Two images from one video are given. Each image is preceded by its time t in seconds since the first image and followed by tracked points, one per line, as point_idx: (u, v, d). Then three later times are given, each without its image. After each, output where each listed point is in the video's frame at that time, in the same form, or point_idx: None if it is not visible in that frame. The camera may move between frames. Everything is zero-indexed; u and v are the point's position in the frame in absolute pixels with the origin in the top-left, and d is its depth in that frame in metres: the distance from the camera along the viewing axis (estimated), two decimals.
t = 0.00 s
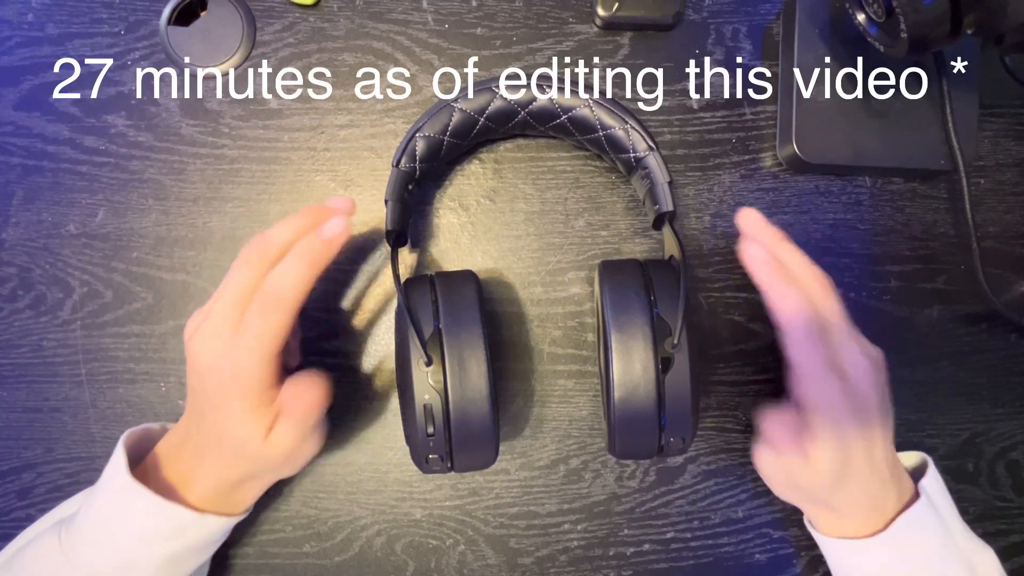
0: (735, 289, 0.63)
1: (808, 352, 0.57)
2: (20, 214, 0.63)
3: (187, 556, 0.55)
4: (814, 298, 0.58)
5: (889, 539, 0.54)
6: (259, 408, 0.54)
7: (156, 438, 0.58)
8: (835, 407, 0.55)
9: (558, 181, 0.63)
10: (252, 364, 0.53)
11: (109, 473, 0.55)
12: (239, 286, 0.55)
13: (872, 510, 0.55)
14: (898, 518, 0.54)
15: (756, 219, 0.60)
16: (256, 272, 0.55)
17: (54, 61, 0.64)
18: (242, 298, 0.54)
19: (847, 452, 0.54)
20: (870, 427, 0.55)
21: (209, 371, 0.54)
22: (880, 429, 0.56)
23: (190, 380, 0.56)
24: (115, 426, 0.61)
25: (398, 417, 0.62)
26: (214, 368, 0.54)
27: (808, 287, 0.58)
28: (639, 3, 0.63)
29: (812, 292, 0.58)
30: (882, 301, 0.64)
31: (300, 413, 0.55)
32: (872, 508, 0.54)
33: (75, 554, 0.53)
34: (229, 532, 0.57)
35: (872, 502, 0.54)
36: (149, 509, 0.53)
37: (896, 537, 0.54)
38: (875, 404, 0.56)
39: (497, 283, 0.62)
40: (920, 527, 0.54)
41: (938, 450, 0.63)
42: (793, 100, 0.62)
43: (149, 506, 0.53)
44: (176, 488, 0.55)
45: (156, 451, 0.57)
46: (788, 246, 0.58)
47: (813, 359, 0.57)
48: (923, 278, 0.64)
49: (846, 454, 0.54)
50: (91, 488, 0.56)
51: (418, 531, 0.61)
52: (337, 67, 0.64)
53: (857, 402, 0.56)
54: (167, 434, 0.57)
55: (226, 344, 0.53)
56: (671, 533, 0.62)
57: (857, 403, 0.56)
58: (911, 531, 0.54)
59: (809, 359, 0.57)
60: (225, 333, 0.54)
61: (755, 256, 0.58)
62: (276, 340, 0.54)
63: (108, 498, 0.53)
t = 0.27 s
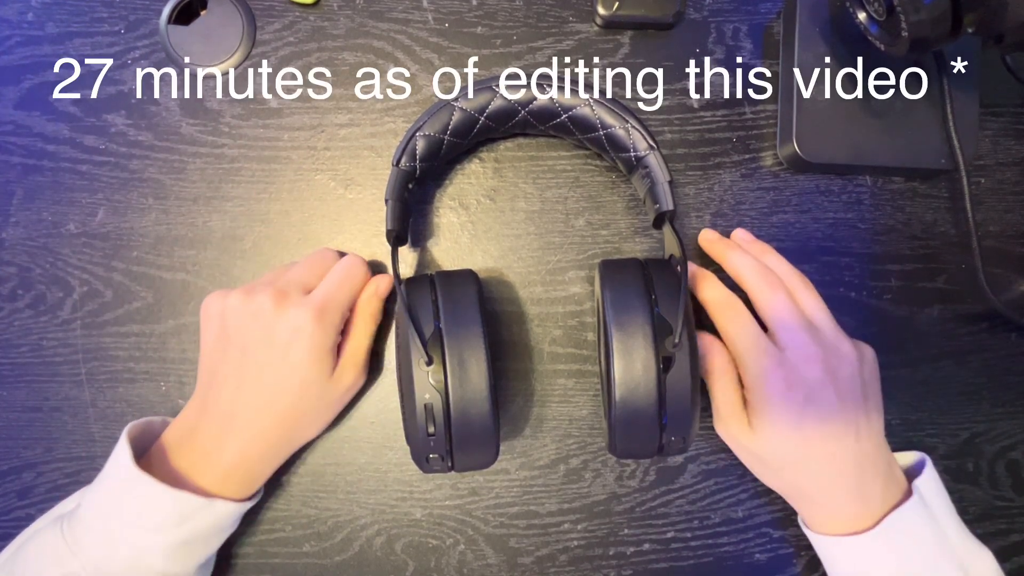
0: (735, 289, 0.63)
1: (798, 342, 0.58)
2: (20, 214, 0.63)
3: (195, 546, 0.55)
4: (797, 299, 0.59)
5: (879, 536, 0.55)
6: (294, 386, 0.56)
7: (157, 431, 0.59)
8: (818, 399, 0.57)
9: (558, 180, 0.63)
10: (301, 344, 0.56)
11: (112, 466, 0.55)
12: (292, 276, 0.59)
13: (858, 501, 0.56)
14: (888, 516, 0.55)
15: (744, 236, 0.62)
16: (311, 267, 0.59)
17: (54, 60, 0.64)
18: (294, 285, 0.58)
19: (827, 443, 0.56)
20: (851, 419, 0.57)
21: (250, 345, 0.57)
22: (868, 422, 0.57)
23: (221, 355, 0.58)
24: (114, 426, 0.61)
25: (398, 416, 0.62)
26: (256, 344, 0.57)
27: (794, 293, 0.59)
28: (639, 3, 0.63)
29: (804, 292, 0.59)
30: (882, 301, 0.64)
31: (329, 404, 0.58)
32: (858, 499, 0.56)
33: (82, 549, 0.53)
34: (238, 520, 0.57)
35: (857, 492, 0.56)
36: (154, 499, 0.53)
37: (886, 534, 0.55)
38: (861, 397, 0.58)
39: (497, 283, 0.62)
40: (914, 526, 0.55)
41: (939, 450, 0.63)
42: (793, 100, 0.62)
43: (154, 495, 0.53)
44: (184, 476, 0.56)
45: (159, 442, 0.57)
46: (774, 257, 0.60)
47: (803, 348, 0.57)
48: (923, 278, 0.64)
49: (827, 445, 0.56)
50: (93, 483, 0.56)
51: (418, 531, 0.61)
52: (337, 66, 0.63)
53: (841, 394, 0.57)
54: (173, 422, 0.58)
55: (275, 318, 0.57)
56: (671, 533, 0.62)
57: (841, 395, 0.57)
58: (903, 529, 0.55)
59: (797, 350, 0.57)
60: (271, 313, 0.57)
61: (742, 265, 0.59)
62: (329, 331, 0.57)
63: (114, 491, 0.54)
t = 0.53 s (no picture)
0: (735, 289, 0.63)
1: (797, 346, 0.58)
2: (20, 214, 0.63)
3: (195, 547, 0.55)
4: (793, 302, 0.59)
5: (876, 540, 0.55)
6: (296, 388, 0.56)
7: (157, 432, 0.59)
8: (815, 401, 0.57)
9: (558, 181, 0.63)
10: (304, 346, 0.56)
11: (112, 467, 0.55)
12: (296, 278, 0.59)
13: (853, 503, 0.56)
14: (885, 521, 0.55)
15: (744, 239, 0.62)
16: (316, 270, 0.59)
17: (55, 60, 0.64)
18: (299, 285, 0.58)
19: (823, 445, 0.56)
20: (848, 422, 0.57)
21: (252, 345, 0.57)
22: (866, 425, 0.57)
23: (222, 356, 0.58)
24: (115, 426, 0.61)
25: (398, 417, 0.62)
26: (257, 346, 0.57)
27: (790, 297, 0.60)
28: (639, 3, 0.63)
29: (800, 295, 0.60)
30: (882, 301, 0.64)
31: (329, 405, 0.58)
32: (853, 501, 0.56)
33: (83, 549, 0.53)
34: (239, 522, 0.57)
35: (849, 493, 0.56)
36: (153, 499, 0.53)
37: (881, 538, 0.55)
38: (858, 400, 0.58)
39: (497, 283, 0.62)
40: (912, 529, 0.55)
41: (939, 450, 0.63)
42: (793, 100, 0.62)
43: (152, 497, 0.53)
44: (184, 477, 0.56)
45: (160, 443, 0.57)
46: (774, 260, 0.61)
47: (801, 352, 0.57)
48: (923, 278, 0.64)
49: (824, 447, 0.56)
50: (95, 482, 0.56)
51: (418, 531, 0.61)
52: (337, 67, 0.63)
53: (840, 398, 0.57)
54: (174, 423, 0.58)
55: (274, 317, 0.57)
56: (671, 533, 0.62)
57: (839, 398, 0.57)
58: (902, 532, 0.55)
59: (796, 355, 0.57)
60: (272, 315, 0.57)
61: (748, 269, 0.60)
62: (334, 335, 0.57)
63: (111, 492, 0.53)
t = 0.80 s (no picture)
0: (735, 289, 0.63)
1: (795, 348, 0.58)
2: (20, 214, 0.63)
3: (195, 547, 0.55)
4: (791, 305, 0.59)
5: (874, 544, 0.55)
6: (296, 387, 0.56)
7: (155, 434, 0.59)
8: (813, 404, 0.57)
9: (558, 181, 0.63)
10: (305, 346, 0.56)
11: (111, 468, 0.55)
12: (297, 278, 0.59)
13: (849, 505, 0.56)
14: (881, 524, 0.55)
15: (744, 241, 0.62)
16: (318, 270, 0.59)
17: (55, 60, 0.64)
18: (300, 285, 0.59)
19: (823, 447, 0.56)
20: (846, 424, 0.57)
21: (251, 345, 0.57)
22: (864, 428, 0.57)
23: (222, 355, 0.58)
24: (115, 426, 0.61)
25: (398, 416, 0.62)
26: (257, 345, 0.57)
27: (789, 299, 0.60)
28: (639, 3, 0.63)
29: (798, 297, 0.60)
30: (882, 301, 0.64)
31: (328, 406, 0.58)
32: (849, 503, 0.56)
33: (82, 551, 0.53)
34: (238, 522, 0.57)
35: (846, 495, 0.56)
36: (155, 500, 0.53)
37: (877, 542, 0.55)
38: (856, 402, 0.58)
39: (497, 283, 0.62)
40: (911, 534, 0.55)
41: (939, 450, 0.63)
42: (793, 100, 0.62)
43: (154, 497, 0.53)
44: (182, 477, 0.56)
45: (158, 444, 0.57)
46: (773, 263, 0.61)
47: (799, 355, 0.57)
48: (923, 278, 0.64)
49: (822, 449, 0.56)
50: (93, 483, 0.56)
51: (418, 531, 0.61)
52: (337, 66, 0.63)
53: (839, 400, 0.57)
54: (173, 423, 0.58)
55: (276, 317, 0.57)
56: (671, 533, 0.62)
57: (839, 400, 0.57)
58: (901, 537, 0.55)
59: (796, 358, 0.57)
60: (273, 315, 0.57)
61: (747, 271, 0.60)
62: (335, 337, 0.57)
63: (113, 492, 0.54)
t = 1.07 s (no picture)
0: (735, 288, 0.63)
1: (794, 350, 0.58)
2: (20, 214, 0.63)
3: (194, 546, 0.55)
4: (790, 307, 0.60)
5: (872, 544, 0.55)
6: (296, 388, 0.56)
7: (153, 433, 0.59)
8: (812, 406, 0.57)
9: (558, 181, 0.63)
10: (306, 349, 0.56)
11: (107, 470, 0.55)
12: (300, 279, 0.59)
13: (848, 507, 0.56)
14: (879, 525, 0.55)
15: (743, 241, 0.62)
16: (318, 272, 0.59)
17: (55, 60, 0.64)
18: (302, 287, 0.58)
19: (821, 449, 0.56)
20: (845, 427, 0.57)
21: (252, 345, 0.57)
22: (862, 428, 0.58)
23: (222, 355, 0.58)
24: (115, 426, 0.61)
25: (398, 416, 0.62)
26: (257, 346, 0.57)
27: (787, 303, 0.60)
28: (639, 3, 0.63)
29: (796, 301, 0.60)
30: (882, 301, 0.64)
31: (329, 407, 0.58)
32: (848, 505, 0.56)
33: (79, 552, 0.53)
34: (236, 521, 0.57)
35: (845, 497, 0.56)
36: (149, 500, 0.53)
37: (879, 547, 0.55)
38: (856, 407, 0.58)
39: (497, 283, 0.62)
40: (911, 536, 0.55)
41: (939, 450, 0.63)
42: (793, 100, 0.62)
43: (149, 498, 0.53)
44: (180, 477, 0.56)
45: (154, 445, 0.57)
46: (771, 264, 0.61)
47: (798, 357, 0.57)
48: (923, 278, 0.64)
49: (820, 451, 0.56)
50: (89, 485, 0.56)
51: (418, 531, 0.61)
52: (337, 66, 0.64)
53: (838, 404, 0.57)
54: (171, 422, 0.58)
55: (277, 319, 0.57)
56: (671, 533, 0.62)
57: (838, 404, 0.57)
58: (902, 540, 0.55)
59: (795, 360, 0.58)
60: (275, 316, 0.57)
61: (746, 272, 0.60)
62: (335, 339, 0.57)
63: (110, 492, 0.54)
